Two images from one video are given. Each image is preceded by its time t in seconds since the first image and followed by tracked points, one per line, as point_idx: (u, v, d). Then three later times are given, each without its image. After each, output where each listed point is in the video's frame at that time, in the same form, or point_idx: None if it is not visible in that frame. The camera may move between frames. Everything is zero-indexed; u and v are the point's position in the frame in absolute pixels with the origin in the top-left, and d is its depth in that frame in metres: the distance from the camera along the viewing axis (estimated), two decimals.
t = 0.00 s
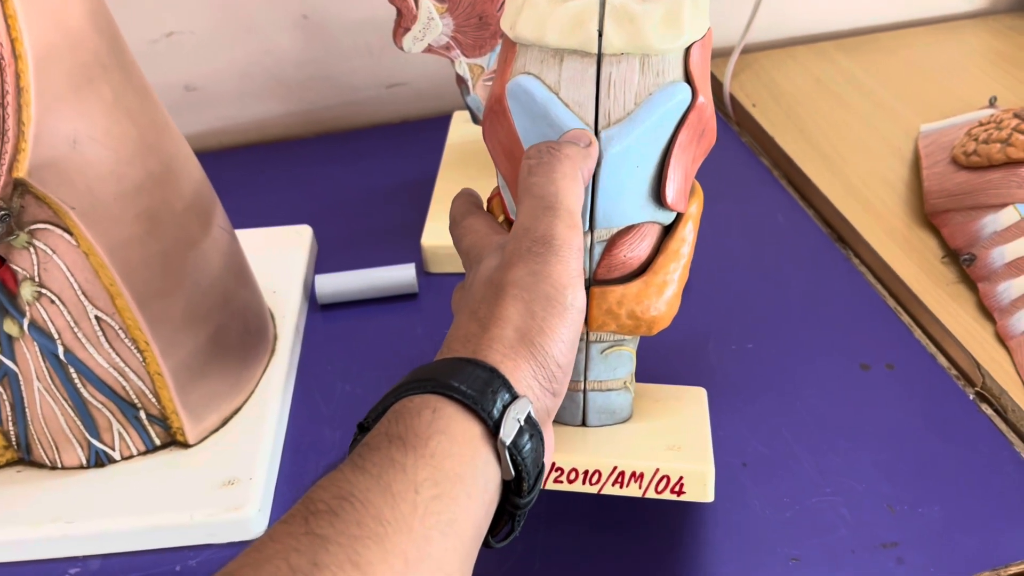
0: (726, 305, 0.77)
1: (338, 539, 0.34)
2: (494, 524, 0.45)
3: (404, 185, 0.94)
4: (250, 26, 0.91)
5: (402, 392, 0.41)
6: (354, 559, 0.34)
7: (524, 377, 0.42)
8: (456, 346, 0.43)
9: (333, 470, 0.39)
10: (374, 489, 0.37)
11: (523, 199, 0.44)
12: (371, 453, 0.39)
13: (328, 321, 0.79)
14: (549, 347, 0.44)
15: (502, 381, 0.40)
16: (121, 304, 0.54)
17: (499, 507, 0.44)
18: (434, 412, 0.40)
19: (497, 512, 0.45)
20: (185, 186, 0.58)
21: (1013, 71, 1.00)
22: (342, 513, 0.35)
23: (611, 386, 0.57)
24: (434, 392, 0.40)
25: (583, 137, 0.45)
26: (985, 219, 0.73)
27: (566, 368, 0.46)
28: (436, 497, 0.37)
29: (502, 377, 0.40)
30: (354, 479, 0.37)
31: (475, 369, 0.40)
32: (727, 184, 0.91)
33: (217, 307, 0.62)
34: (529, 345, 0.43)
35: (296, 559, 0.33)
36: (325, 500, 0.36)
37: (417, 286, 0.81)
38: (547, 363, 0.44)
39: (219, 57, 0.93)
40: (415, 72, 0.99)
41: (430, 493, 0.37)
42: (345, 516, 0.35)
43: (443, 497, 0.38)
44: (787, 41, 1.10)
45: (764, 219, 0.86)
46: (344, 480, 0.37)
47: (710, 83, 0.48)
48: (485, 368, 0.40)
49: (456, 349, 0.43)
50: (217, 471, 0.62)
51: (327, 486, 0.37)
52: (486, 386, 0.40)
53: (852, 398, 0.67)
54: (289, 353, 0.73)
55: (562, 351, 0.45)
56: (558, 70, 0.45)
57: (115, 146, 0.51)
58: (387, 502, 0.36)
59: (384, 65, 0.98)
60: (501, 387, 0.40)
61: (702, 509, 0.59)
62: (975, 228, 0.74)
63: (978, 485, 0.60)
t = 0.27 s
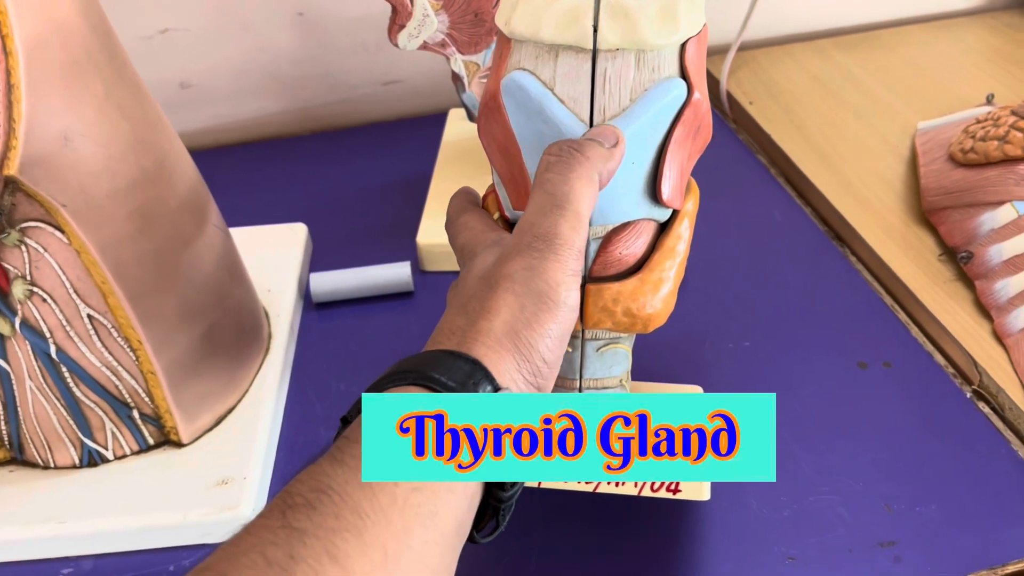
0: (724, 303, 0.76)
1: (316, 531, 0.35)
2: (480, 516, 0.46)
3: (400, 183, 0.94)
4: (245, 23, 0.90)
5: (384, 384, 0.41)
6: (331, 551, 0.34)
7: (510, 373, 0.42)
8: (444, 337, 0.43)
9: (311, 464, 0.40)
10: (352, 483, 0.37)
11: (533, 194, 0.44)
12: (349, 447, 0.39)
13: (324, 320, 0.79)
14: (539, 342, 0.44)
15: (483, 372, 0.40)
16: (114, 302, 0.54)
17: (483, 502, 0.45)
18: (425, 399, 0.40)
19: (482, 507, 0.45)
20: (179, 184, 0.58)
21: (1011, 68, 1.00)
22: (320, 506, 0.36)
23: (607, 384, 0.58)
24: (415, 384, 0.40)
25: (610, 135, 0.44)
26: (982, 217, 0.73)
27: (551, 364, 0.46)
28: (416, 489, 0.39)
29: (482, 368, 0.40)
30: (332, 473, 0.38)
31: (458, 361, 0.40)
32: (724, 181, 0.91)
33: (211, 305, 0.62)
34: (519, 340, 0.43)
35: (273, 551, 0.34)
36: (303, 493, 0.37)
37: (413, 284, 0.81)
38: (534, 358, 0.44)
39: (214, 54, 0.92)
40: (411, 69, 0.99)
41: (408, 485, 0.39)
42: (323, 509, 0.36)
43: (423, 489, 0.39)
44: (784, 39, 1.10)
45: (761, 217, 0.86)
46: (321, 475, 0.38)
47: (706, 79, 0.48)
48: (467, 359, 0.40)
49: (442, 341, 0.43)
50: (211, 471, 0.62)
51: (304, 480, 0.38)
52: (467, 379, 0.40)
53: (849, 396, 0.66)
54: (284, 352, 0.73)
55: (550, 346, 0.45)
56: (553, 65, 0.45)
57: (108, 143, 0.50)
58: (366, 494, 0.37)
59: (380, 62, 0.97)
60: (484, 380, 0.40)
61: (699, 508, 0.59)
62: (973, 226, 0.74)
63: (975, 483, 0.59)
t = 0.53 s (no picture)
0: (717, 302, 0.76)
1: (237, 516, 0.35)
2: (426, 506, 0.45)
3: (394, 183, 0.94)
4: (238, 22, 0.90)
5: (322, 374, 0.43)
6: (252, 533, 0.34)
7: (435, 352, 0.45)
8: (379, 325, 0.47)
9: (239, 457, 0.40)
10: (275, 468, 0.37)
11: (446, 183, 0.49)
12: (276, 437, 0.40)
13: (317, 319, 0.79)
14: (466, 321, 0.46)
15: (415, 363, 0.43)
16: (104, 302, 0.53)
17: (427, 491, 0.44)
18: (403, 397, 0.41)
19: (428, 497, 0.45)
20: (170, 183, 0.57)
21: (1005, 67, 1.00)
22: (242, 492, 0.36)
23: (602, 382, 0.57)
24: (346, 373, 0.42)
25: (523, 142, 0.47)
26: (977, 215, 0.73)
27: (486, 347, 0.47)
28: (342, 472, 0.39)
29: (414, 359, 0.43)
30: (256, 461, 0.38)
31: (391, 355, 0.42)
32: (718, 180, 0.91)
33: (203, 304, 0.61)
34: (442, 319, 0.45)
35: (192, 537, 0.33)
36: (227, 482, 0.37)
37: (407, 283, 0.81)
38: (462, 338, 0.46)
39: (207, 53, 0.92)
40: (405, 68, 0.99)
41: (335, 468, 0.39)
42: (245, 495, 0.36)
43: (349, 470, 0.39)
44: (779, 37, 1.10)
45: (755, 216, 0.86)
46: (245, 463, 0.38)
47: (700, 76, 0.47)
48: (398, 351, 0.43)
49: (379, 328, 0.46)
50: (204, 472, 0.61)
51: (229, 472, 0.38)
52: (400, 371, 0.42)
53: (843, 395, 0.66)
54: (276, 352, 0.72)
55: (481, 326, 0.46)
56: (547, 61, 0.45)
57: (98, 142, 0.50)
58: (289, 479, 0.37)
59: (374, 61, 0.97)
60: (414, 368, 0.42)
61: (693, 508, 0.59)
62: (967, 225, 0.74)
63: (969, 483, 0.59)
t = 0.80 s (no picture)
0: (711, 301, 0.76)
1: (170, 497, 0.34)
2: (366, 491, 0.45)
3: (389, 182, 0.94)
4: (233, 22, 0.90)
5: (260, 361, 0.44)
6: (185, 513, 0.34)
7: (376, 337, 0.46)
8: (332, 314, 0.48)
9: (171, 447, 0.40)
10: (209, 451, 0.37)
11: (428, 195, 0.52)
12: (210, 423, 0.40)
13: (311, 318, 0.79)
14: (410, 308, 0.47)
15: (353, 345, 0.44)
16: (98, 302, 0.53)
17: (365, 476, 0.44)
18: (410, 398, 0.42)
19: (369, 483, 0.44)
20: (164, 182, 0.57)
21: (1001, 66, 1.00)
22: (175, 475, 0.35)
23: (596, 373, 0.57)
24: (286, 357, 0.43)
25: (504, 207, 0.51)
26: (971, 215, 0.73)
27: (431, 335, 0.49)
28: (275, 454, 0.39)
29: (351, 343, 0.44)
30: (190, 445, 0.38)
31: (333, 342, 0.44)
32: (713, 179, 0.91)
33: (196, 302, 0.61)
34: (386, 304, 0.47)
35: (124, 518, 0.33)
36: (161, 466, 0.36)
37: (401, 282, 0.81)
38: (405, 324, 0.47)
39: (201, 52, 0.92)
40: (401, 68, 0.99)
41: (269, 451, 0.39)
42: (179, 477, 0.36)
43: (283, 453, 0.39)
44: (775, 37, 1.10)
45: (750, 215, 0.86)
46: (178, 448, 0.38)
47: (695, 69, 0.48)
48: (340, 338, 0.44)
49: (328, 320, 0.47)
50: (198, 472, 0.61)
51: (163, 457, 0.37)
52: (342, 356, 0.43)
53: (837, 394, 0.66)
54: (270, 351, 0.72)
55: (425, 314, 0.48)
56: (543, 52, 0.45)
57: (91, 142, 0.50)
58: (222, 461, 0.37)
59: (370, 60, 0.97)
60: (352, 353, 0.44)
61: (686, 507, 0.59)
62: (962, 224, 0.74)
63: (962, 482, 0.59)
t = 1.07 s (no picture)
0: (708, 300, 0.77)
1: (147, 497, 0.35)
2: (340, 492, 0.47)
3: (387, 181, 0.94)
4: (231, 20, 0.89)
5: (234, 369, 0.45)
6: (162, 511, 0.35)
7: (352, 346, 0.47)
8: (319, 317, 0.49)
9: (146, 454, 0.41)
10: (186, 453, 0.38)
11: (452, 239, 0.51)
12: (186, 428, 0.41)
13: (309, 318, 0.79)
14: (393, 329, 0.47)
15: (319, 351, 0.45)
16: (95, 302, 0.53)
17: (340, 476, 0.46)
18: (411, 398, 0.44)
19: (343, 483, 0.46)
20: (162, 181, 0.57)
21: (998, 66, 1.00)
22: (152, 475, 0.36)
23: (594, 371, 0.57)
24: (259, 365, 0.44)
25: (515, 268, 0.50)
26: (968, 214, 0.74)
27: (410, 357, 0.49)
28: (250, 456, 0.40)
29: (319, 349, 0.45)
30: (167, 447, 0.38)
31: (300, 347, 0.45)
32: (711, 179, 0.91)
33: (194, 301, 0.61)
34: (371, 321, 0.47)
35: (102, 515, 0.34)
36: (138, 468, 0.37)
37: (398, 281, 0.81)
38: (384, 342, 0.47)
39: (199, 51, 0.92)
40: (398, 67, 0.98)
41: (243, 453, 0.40)
42: (155, 478, 0.36)
43: (257, 455, 0.40)
44: (773, 36, 1.10)
45: (747, 214, 0.86)
46: (154, 451, 0.39)
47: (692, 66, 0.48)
48: (308, 343, 0.45)
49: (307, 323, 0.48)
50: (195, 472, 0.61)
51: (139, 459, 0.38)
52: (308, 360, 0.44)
53: (834, 393, 0.67)
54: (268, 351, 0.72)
55: (406, 338, 0.48)
56: (541, 50, 0.45)
57: (89, 142, 0.50)
58: (198, 462, 0.38)
59: (367, 60, 0.97)
60: (323, 359, 0.45)
61: (684, 506, 0.59)
62: (958, 223, 0.74)
63: (959, 481, 0.60)
